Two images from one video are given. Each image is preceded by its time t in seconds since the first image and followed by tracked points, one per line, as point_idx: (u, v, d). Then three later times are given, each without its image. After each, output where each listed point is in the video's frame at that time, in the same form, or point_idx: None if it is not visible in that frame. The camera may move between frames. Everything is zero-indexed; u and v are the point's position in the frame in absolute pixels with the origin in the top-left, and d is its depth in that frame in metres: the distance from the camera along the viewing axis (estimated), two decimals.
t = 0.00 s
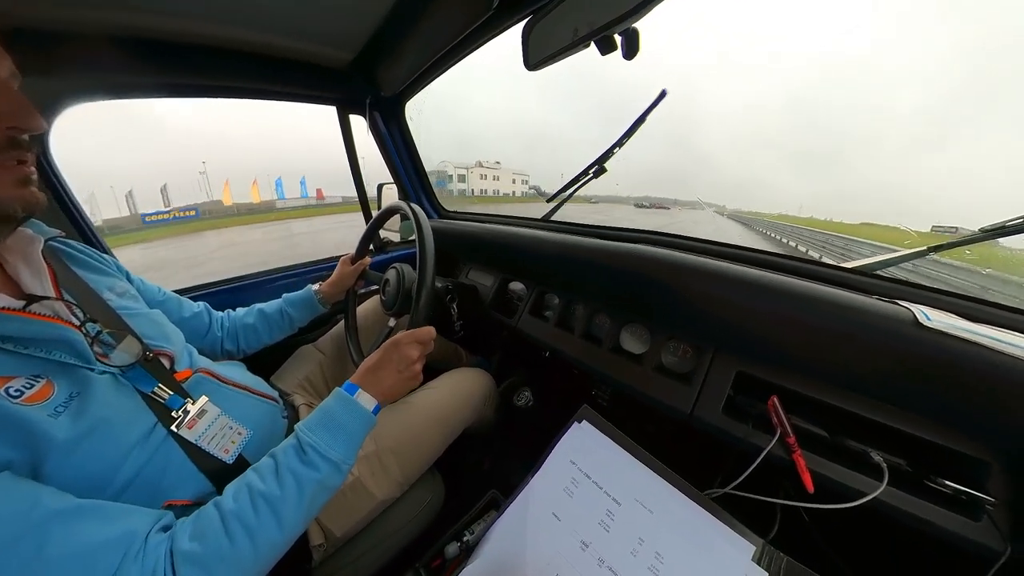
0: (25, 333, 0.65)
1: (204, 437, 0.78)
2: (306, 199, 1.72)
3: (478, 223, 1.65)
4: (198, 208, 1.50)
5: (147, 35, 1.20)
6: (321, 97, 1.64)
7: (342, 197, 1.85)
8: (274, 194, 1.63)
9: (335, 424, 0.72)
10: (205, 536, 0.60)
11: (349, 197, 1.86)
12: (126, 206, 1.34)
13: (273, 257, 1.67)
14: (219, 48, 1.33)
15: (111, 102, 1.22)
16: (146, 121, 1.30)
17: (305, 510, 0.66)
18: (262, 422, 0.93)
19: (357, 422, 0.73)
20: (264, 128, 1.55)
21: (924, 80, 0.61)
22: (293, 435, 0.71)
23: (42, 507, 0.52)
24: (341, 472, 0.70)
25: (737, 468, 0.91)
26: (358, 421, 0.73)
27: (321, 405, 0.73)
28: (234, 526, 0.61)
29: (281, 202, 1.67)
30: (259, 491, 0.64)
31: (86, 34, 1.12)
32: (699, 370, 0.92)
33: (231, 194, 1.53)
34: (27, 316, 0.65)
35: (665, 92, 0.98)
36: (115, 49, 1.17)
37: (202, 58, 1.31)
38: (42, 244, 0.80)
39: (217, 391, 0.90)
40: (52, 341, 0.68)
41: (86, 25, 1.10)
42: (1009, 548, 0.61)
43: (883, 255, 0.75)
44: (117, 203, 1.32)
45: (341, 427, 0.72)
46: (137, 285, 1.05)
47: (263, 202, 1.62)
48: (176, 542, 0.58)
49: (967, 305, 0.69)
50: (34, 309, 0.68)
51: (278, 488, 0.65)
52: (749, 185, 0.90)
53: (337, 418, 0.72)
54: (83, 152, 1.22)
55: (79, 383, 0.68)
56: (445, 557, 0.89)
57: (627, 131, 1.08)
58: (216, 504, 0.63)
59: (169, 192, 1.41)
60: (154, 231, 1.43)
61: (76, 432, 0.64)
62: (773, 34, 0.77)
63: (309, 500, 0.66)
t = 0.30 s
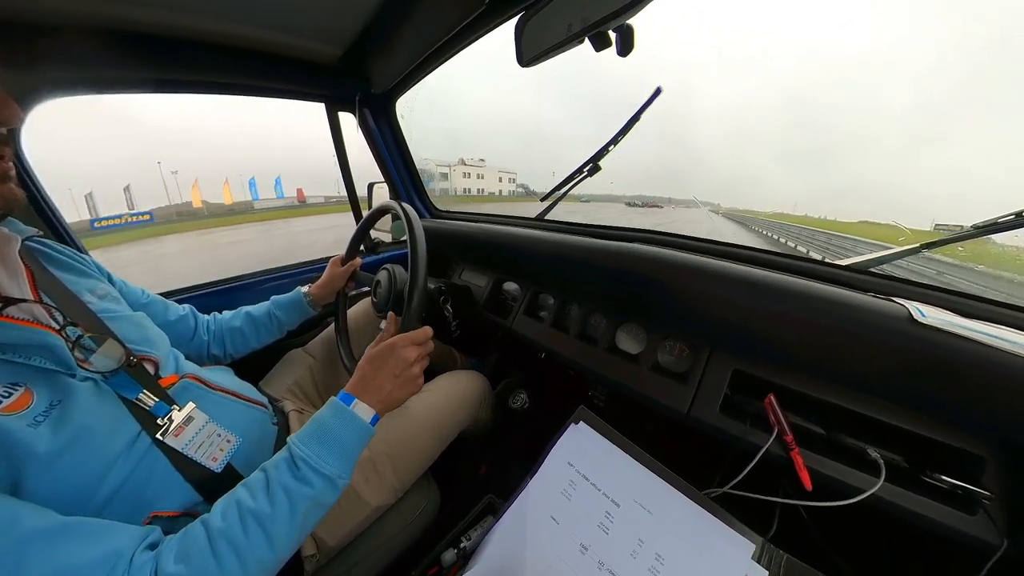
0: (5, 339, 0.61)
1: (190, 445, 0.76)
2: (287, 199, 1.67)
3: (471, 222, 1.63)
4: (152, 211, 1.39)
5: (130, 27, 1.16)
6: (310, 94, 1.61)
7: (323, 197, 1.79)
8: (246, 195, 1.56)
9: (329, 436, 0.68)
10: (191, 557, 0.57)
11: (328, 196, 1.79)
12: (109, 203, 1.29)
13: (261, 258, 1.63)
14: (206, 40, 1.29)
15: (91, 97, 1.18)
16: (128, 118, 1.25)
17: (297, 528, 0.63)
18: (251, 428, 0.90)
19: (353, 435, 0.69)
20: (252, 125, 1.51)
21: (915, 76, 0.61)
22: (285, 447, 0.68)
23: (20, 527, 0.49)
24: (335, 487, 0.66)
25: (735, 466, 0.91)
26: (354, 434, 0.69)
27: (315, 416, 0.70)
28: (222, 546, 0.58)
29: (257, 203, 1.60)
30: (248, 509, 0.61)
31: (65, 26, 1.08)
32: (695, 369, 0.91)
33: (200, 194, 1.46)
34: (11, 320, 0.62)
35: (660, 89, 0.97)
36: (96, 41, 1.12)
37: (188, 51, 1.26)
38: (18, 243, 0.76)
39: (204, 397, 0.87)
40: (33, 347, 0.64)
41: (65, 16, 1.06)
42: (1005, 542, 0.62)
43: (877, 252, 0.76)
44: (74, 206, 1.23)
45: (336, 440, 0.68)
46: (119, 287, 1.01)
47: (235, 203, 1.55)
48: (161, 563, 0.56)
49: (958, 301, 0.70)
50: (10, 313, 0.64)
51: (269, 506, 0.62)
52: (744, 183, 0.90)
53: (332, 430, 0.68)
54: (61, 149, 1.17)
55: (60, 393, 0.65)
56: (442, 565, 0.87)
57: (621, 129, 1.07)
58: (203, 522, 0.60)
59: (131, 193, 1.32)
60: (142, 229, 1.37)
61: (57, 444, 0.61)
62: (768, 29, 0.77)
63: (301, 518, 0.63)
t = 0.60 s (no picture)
0: None
1: (174, 454, 0.74)
2: (266, 199, 1.60)
3: (464, 223, 1.62)
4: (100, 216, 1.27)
5: (110, 18, 1.12)
6: (298, 91, 1.57)
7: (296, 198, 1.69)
8: (217, 195, 1.47)
9: (329, 457, 0.66)
10: None
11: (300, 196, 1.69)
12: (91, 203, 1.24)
13: (248, 259, 1.59)
14: (187, 35, 1.25)
15: (64, 92, 1.13)
16: (108, 115, 1.21)
17: (290, 552, 0.61)
18: (239, 435, 0.88)
19: (355, 458, 0.66)
20: (238, 122, 1.47)
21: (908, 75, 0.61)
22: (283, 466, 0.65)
23: None
24: (333, 511, 0.64)
25: (731, 464, 0.91)
26: (356, 457, 0.66)
27: (316, 434, 0.67)
28: (209, 572, 0.56)
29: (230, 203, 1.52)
30: (240, 533, 0.59)
31: (40, 15, 1.03)
32: (690, 369, 0.91)
33: (166, 195, 1.38)
34: None
35: (653, 89, 0.97)
36: (69, 33, 1.09)
37: (167, 47, 1.23)
38: None
39: (188, 403, 0.84)
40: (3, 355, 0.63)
41: (42, 5, 1.01)
42: (999, 535, 0.62)
43: (870, 250, 0.77)
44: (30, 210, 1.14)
45: (336, 463, 0.65)
46: (98, 290, 0.97)
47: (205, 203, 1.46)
48: None
49: (954, 299, 0.71)
50: None
51: (262, 531, 0.60)
52: (737, 182, 0.90)
53: (334, 452, 0.66)
54: (34, 145, 1.10)
55: (33, 402, 0.63)
56: (437, 571, 0.85)
57: (615, 128, 1.07)
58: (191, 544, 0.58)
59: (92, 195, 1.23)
60: (122, 229, 1.33)
61: (30, 455, 0.59)
62: (761, 27, 0.77)
63: (295, 543, 0.61)
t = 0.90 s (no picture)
0: None
1: (158, 464, 0.71)
2: (242, 200, 1.53)
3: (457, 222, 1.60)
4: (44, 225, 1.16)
5: (89, 11, 1.07)
6: (286, 87, 1.54)
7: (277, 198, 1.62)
8: (188, 197, 1.41)
9: (350, 485, 0.67)
10: None
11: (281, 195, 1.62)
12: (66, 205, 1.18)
13: (235, 261, 1.55)
14: (173, 29, 1.21)
15: (41, 87, 1.08)
16: (90, 111, 1.15)
17: None
18: (227, 443, 0.85)
19: (375, 488, 0.67)
20: (226, 120, 1.43)
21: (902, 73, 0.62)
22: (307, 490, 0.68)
23: None
24: (347, 543, 0.65)
25: (728, 463, 0.92)
26: (376, 486, 0.68)
27: (342, 459, 0.69)
28: None
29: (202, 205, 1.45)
30: (255, 555, 0.61)
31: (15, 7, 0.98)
32: (685, 368, 0.91)
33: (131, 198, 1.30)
34: None
35: (647, 87, 0.96)
36: (45, 25, 1.03)
37: (152, 41, 1.18)
38: None
39: (171, 411, 0.82)
40: None
41: None
42: (993, 528, 0.63)
43: (863, 248, 0.77)
44: None
45: (357, 492, 0.67)
46: (75, 294, 0.93)
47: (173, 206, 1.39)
48: None
49: (946, 295, 0.71)
50: None
51: (276, 557, 0.62)
52: (733, 181, 0.90)
53: (355, 480, 0.67)
54: (10, 140, 1.04)
55: (6, 412, 0.60)
56: None
57: (608, 127, 1.06)
58: (202, 562, 0.59)
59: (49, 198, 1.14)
60: (103, 232, 1.29)
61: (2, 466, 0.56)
62: (757, 23, 0.77)
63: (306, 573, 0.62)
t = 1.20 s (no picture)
0: None
1: (145, 473, 0.69)
2: (218, 201, 1.47)
3: (450, 221, 1.59)
4: None
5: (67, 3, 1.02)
6: (274, 83, 1.50)
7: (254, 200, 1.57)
8: (155, 197, 1.32)
9: (367, 487, 0.68)
10: None
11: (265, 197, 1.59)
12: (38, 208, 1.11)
13: (222, 262, 1.51)
14: (162, 23, 1.17)
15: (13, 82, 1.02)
16: (75, 106, 1.11)
17: None
18: (215, 451, 0.83)
19: (393, 491, 0.68)
20: (216, 117, 1.39)
21: (893, 72, 0.62)
22: (323, 492, 0.68)
23: None
24: (362, 548, 0.64)
25: (724, 462, 0.92)
26: (393, 490, 0.68)
27: (360, 461, 0.70)
28: None
29: (170, 206, 1.37)
30: (271, 556, 0.60)
31: None
32: (680, 366, 0.91)
33: (92, 200, 1.20)
34: None
35: (642, 85, 0.96)
36: (20, 17, 0.97)
37: (141, 34, 1.14)
38: None
39: (157, 419, 0.79)
40: None
41: None
42: (984, 519, 0.64)
43: (855, 245, 0.78)
44: None
45: (375, 494, 0.67)
46: (51, 299, 0.89)
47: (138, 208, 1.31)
48: None
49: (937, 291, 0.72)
50: None
51: (291, 558, 0.60)
52: (727, 179, 0.91)
53: (373, 483, 0.68)
54: None
55: None
56: None
57: (603, 125, 1.06)
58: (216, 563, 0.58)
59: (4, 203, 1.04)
60: (72, 234, 1.21)
61: None
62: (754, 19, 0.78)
63: None
